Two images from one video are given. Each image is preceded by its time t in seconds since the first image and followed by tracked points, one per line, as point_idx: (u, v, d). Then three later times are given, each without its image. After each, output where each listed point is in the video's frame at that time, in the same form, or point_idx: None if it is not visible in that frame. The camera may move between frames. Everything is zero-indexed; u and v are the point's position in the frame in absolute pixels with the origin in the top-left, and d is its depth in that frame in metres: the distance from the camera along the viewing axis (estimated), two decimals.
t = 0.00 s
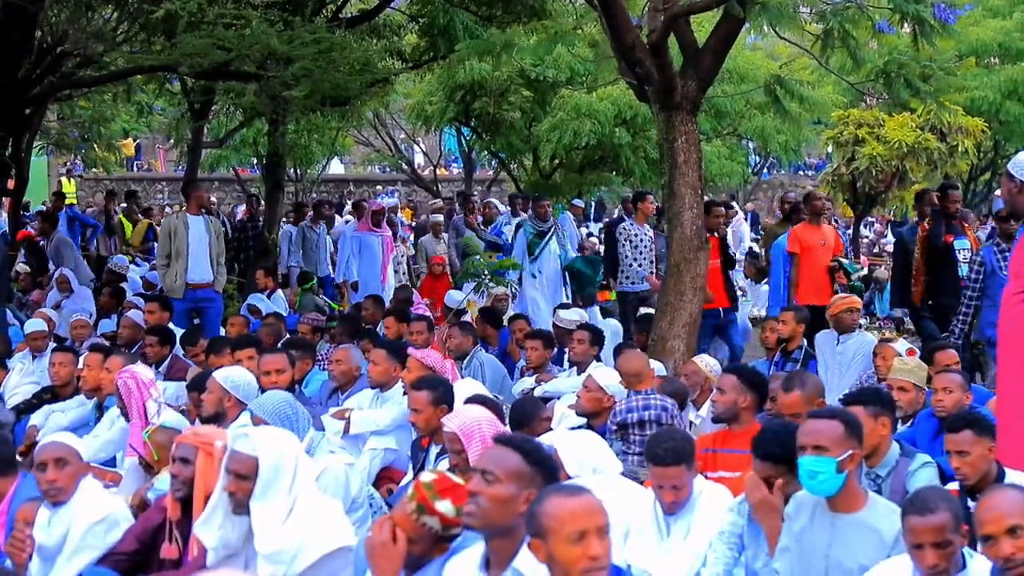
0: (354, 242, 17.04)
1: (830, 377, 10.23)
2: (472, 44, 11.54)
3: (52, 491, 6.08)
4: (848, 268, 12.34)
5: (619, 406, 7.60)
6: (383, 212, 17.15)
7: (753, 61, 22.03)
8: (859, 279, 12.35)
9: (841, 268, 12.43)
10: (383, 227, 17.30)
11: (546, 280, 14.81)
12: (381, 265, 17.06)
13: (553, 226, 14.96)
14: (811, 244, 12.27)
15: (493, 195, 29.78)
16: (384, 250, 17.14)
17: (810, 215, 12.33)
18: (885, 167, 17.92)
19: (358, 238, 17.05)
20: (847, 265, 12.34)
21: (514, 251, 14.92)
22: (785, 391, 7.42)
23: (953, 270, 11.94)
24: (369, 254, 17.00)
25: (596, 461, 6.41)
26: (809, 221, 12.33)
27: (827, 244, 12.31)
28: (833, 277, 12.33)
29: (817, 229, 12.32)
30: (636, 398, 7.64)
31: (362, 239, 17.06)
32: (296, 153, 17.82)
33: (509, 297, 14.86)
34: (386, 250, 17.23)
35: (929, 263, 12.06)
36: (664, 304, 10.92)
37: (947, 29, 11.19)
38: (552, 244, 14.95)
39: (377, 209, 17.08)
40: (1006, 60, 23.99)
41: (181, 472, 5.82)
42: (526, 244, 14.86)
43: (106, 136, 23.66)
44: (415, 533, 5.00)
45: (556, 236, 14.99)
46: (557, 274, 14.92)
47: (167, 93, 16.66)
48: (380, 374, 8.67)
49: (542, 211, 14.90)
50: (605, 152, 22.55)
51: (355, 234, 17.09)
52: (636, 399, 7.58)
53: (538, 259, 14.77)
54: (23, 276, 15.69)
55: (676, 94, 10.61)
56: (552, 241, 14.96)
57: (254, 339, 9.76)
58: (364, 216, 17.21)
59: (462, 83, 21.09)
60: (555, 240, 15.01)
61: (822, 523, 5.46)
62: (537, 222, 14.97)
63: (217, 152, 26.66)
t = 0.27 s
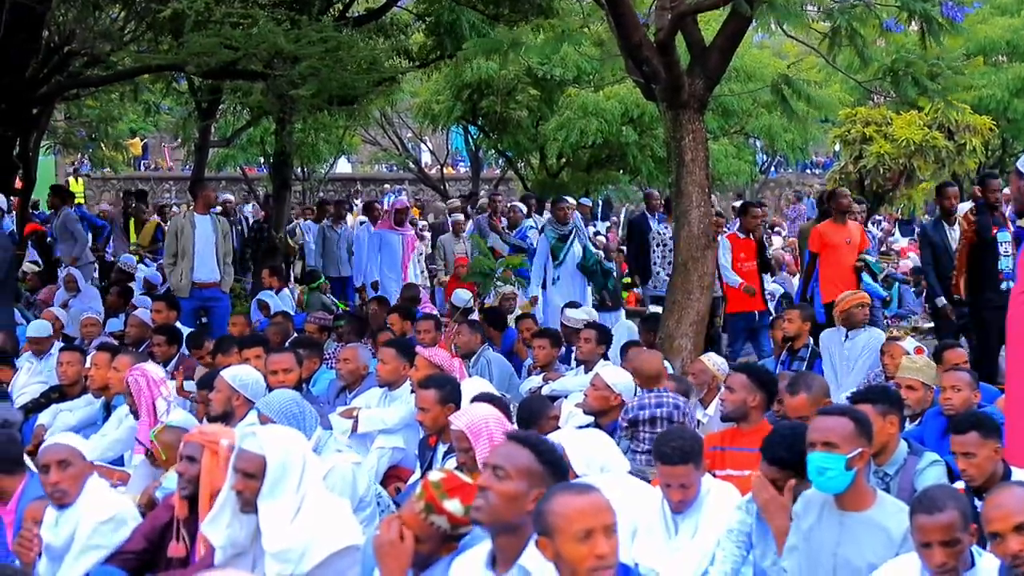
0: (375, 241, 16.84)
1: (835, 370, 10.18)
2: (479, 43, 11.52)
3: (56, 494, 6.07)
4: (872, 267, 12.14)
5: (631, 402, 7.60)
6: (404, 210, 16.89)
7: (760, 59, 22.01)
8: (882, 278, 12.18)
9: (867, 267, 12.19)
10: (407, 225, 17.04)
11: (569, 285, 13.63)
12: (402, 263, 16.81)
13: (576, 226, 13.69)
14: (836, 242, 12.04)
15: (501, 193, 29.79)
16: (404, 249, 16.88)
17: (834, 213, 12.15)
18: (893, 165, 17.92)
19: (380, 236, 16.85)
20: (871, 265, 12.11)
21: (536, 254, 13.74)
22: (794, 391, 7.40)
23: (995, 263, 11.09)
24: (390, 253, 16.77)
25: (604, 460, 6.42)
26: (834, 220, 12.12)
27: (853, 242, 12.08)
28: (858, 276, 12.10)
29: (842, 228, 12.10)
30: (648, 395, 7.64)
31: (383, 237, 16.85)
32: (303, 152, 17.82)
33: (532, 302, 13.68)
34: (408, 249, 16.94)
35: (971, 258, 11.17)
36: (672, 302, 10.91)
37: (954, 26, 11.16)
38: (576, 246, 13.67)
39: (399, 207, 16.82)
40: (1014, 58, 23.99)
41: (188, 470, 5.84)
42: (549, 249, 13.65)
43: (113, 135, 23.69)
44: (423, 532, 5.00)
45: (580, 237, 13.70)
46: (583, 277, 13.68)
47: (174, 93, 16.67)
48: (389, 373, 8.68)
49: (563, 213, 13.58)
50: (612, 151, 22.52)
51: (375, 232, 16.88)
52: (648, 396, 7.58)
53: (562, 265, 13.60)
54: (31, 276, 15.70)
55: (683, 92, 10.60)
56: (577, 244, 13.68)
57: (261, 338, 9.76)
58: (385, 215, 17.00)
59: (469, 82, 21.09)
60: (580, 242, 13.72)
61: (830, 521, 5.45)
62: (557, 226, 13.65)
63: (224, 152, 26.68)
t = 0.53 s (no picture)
0: (394, 239, 17.06)
1: (845, 366, 10.17)
2: (488, 40, 11.51)
3: (67, 493, 6.06)
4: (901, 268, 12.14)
5: (639, 402, 7.58)
6: (421, 210, 17.01)
7: (769, 57, 21.99)
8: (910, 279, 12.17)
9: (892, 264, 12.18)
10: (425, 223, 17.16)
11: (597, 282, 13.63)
12: (423, 261, 17.02)
13: (602, 222, 13.75)
14: (862, 241, 12.04)
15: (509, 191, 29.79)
16: (424, 248, 17.07)
17: (858, 211, 12.11)
18: (902, 162, 17.92)
19: (398, 236, 17.03)
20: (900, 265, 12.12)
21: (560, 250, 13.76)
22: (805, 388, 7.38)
23: None
24: (409, 251, 17.00)
25: (614, 458, 6.43)
26: (857, 219, 12.10)
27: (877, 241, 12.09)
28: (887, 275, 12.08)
29: (867, 227, 12.09)
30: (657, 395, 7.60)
31: (403, 237, 17.00)
32: (312, 150, 17.82)
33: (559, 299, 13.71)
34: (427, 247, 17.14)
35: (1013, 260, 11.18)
36: (681, 300, 10.90)
37: (964, 23, 11.15)
38: (601, 242, 13.73)
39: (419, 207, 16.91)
40: None
41: (197, 469, 5.89)
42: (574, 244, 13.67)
43: (122, 134, 23.72)
44: (432, 529, 5.01)
45: (605, 233, 13.78)
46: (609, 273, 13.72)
47: (183, 91, 16.68)
48: (398, 372, 8.68)
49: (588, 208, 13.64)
50: (621, 148, 22.51)
51: (394, 230, 17.07)
52: (657, 397, 7.54)
53: (587, 261, 13.62)
54: (40, 274, 15.72)
55: (692, 90, 10.58)
56: (602, 238, 13.77)
57: (271, 336, 9.77)
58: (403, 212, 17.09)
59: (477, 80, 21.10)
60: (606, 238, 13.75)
61: (841, 518, 5.46)
62: (582, 221, 13.68)
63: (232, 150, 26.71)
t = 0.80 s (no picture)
0: (411, 238, 16.78)
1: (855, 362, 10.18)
2: (496, 37, 11.49)
3: (76, 491, 6.05)
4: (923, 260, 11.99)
5: (646, 397, 7.60)
6: (436, 207, 16.72)
7: (777, 54, 21.96)
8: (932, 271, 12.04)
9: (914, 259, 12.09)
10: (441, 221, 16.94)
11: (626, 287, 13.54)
12: (440, 260, 16.82)
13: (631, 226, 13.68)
14: (885, 236, 11.99)
15: (517, 189, 29.78)
16: (440, 245, 16.84)
17: (880, 206, 12.10)
18: (911, 160, 17.94)
19: (415, 234, 16.76)
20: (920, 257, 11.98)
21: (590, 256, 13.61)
22: (814, 385, 7.37)
23: None
24: (426, 250, 16.77)
25: (624, 455, 6.43)
26: (878, 213, 12.08)
27: (899, 235, 12.01)
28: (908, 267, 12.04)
29: (888, 221, 12.07)
30: (664, 390, 7.62)
31: (418, 235, 16.76)
32: (320, 148, 17.82)
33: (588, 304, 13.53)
34: (444, 245, 16.90)
35: None
36: (689, 297, 10.89)
37: (973, 20, 11.13)
38: (631, 246, 13.62)
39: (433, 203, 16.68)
40: None
41: (206, 466, 5.90)
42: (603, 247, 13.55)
43: (130, 132, 23.74)
44: (439, 526, 5.01)
45: (634, 238, 13.69)
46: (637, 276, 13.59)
47: (191, 89, 16.68)
48: (405, 369, 8.68)
49: (618, 211, 13.60)
50: (629, 146, 22.49)
51: (409, 229, 16.80)
52: (663, 392, 7.57)
53: (616, 264, 13.52)
54: (50, 272, 15.73)
55: (700, 87, 10.57)
56: (632, 243, 13.65)
57: (279, 334, 9.77)
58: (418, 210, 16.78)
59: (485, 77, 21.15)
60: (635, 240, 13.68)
61: (850, 515, 5.50)
62: (611, 224, 13.64)
63: (240, 149, 26.71)
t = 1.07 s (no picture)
0: (427, 233, 16.82)
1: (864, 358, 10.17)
2: (504, 34, 11.49)
3: (89, 487, 6.10)
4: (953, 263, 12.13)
5: (653, 394, 7.59)
6: (454, 202, 16.92)
7: (786, 51, 21.94)
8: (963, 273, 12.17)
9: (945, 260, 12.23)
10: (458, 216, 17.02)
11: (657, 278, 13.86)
12: (457, 256, 16.81)
13: (659, 218, 14.02)
14: (915, 238, 12.14)
15: (525, 186, 29.79)
16: (457, 241, 16.89)
17: (911, 206, 12.22)
18: (920, 156, 17.76)
19: (432, 229, 16.83)
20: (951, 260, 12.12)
21: (618, 248, 13.90)
22: (823, 382, 7.36)
23: None
24: (443, 246, 16.77)
25: (633, 452, 6.41)
26: (908, 213, 12.20)
27: (929, 236, 12.15)
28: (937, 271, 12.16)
29: (918, 221, 12.19)
30: (670, 387, 7.63)
31: (435, 229, 16.83)
32: (328, 145, 17.82)
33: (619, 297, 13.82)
34: (461, 241, 16.94)
35: None
36: (698, 295, 10.88)
37: (982, 16, 11.12)
38: (659, 237, 13.95)
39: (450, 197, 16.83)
40: None
41: (213, 463, 5.87)
42: (632, 239, 13.88)
43: (139, 130, 23.74)
44: (448, 524, 5.01)
45: (662, 229, 14.04)
46: (666, 266, 13.92)
47: (200, 87, 16.68)
48: (414, 366, 8.68)
49: (646, 203, 13.88)
50: (637, 143, 22.48)
51: (426, 224, 16.86)
52: (670, 388, 7.57)
53: (645, 256, 13.79)
54: (58, 270, 15.75)
55: (710, 84, 10.56)
56: (660, 234, 13.98)
57: (288, 331, 9.77)
58: (436, 206, 16.93)
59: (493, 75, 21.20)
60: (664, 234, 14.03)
61: (859, 513, 5.50)
62: (640, 216, 13.95)
63: (248, 147, 26.72)
